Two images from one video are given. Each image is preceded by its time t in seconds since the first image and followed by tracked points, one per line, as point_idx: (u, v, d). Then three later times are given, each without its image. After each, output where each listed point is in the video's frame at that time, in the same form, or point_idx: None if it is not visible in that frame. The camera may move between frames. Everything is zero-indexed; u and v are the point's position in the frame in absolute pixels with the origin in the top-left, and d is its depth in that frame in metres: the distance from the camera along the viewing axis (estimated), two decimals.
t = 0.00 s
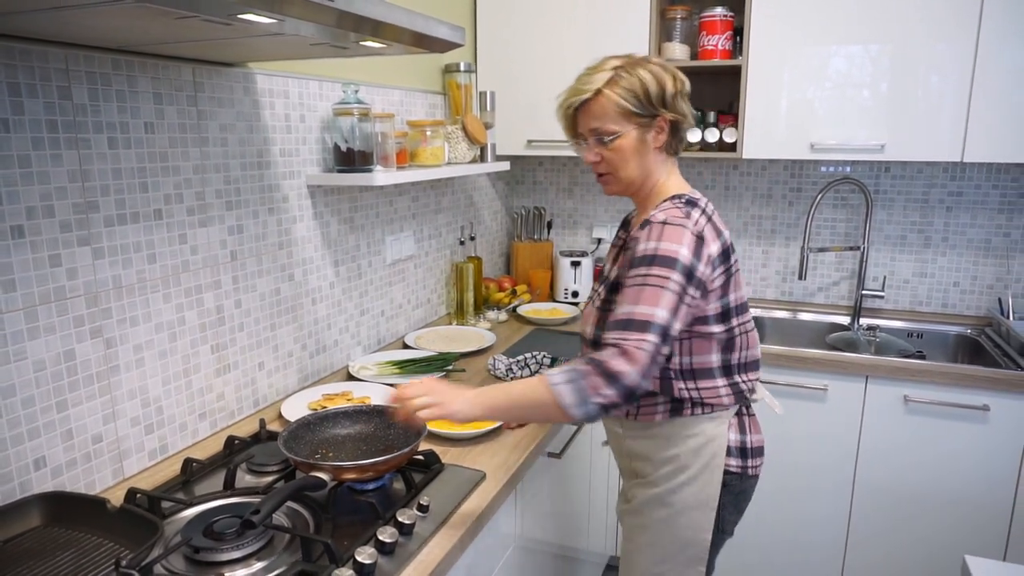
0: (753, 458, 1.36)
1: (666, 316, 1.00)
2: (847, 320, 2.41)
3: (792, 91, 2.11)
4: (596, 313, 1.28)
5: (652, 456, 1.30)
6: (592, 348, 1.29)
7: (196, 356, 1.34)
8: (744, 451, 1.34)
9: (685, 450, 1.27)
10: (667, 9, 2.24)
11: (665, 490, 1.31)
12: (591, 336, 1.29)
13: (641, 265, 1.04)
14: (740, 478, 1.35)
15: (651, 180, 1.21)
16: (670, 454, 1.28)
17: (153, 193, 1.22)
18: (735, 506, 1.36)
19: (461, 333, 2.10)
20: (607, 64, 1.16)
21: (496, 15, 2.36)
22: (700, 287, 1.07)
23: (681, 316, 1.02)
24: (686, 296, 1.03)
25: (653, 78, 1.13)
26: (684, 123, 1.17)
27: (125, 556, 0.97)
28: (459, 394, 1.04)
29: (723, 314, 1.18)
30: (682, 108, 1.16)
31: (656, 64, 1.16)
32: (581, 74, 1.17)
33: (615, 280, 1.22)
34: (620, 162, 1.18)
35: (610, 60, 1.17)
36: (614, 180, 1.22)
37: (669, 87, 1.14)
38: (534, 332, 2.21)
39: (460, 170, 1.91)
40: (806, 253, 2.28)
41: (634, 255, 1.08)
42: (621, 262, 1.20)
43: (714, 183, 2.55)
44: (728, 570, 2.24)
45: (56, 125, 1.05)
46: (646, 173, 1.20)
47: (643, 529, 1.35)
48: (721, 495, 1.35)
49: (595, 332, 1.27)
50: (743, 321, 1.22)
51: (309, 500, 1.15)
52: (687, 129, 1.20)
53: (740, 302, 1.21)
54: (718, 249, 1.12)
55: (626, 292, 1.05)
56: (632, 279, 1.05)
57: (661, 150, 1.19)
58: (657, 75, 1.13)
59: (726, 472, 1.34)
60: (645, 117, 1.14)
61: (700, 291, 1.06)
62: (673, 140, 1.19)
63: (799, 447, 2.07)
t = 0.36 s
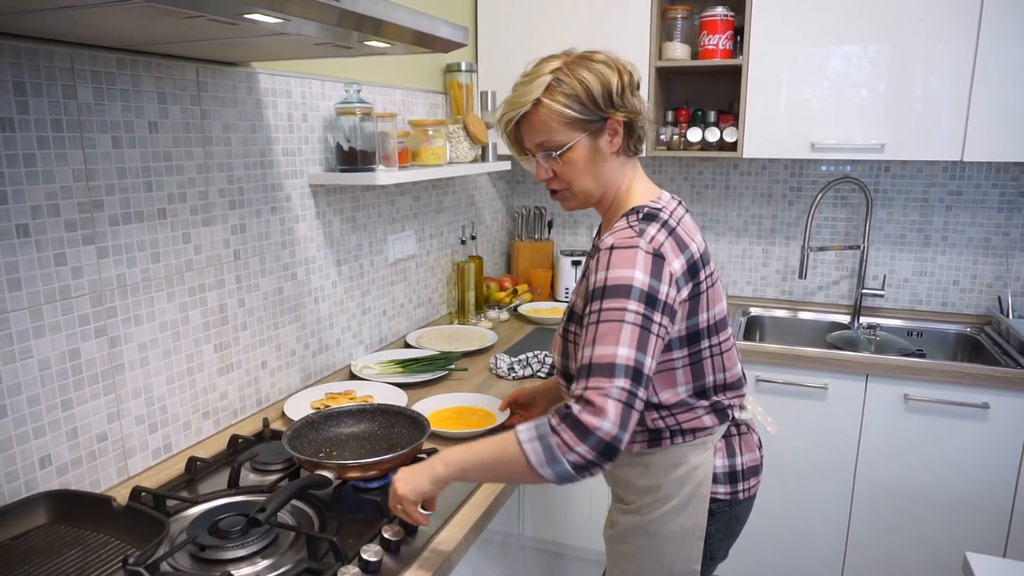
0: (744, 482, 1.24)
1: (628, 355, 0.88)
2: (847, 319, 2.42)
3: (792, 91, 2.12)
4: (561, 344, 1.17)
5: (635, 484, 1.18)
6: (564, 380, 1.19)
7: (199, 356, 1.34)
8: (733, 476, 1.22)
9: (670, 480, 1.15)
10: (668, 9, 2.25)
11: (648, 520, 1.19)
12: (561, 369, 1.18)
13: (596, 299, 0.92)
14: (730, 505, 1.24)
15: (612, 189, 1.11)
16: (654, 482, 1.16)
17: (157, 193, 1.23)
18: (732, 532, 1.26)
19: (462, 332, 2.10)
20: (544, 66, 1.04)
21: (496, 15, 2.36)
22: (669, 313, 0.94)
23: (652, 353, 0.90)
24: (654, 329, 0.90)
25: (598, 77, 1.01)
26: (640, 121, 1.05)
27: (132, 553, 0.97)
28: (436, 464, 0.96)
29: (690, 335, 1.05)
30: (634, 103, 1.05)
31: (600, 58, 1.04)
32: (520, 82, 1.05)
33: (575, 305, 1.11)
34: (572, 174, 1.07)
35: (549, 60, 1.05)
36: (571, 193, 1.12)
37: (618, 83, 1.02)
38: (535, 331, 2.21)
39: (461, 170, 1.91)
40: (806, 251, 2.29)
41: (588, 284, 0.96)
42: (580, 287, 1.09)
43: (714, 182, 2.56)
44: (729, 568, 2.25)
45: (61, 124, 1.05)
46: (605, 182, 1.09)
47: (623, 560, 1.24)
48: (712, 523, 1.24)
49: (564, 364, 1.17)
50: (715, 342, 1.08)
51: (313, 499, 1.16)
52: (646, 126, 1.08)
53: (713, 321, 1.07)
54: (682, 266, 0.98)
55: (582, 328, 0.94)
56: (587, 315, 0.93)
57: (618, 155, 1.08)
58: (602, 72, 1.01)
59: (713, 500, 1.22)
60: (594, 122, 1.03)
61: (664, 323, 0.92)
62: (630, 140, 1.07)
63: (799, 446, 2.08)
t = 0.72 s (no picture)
0: (739, 488, 1.24)
1: (640, 369, 0.90)
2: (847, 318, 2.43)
3: (793, 91, 2.13)
4: (556, 347, 1.16)
5: (630, 494, 1.19)
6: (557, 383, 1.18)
7: (204, 356, 1.35)
8: (729, 484, 1.22)
9: (666, 488, 1.15)
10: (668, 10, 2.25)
11: (644, 530, 1.19)
12: (554, 373, 1.17)
13: (605, 311, 0.93)
14: (726, 513, 1.24)
15: (608, 193, 1.11)
16: (647, 492, 1.17)
17: (162, 193, 1.23)
18: (729, 536, 1.27)
19: (463, 332, 2.11)
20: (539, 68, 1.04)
21: (497, 16, 2.37)
22: (677, 321, 0.95)
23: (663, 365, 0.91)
24: (663, 338, 0.92)
25: (590, 83, 1.00)
26: (636, 126, 1.04)
27: (140, 551, 0.98)
28: (460, 484, 1.00)
29: (696, 341, 1.06)
30: (630, 108, 1.03)
31: (597, 60, 1.02)
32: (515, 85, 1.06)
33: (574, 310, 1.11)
34: (566, 178, 1.08)
35: (546, 60, 1.05)
36: (567, 196, 1.13)
37: (611, 89, 1.00)
38: (536, 332, 2.22)
39: (463, 170, 1.92)
40: (806, 251, 2.30)
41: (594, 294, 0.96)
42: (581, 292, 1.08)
43: (714, 182, 2.57)
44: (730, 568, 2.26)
45: (68, 125, 1.06)
46: (601, 186, 1.10)
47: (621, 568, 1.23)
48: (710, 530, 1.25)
49: (558, 368, 1.16)
50: (717, 346, 1.09)
51: (319, 499, 1.16)
52: (646, 129, 1.07)
53: (715, 325, 1.08)
54: (687, 269, 0.98)
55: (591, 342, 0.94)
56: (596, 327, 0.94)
57: (613, 160, 1.08)
58: (595, 78, 1.00)
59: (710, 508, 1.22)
60: (586, 128, 1.03)
61: (671, 334, 0.93)
62: (627, 144, 1.07)
63: (801, 445, 2.08)
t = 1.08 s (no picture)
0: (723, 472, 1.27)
1: (693, 365, 0.94)
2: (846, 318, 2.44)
3: (792, 93, 2.14)
4: (561, 342, 1.15)
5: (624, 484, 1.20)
6: (557, 376, 1.18)
7: (207, 356, 1.36)
8: (715, 467, 1.25)
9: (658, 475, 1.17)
10: (668, 12, 2.26)
11: (634, 520, 1.20)
12: (557, 366, 1.16)
13: (649, 310, 0.95)
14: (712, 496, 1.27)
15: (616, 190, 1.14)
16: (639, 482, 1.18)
17: (166, 194, 1.24)
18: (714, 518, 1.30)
19: (464, 332, 2.11)
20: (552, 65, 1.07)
21: (497, 17, 2.38)
22: (709, 317, 0.99)
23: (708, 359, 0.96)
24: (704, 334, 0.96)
25: (599, 84, 1.03)
26: (647, 126, 1.06)
27: (145, 550, 0.98)
28: (529, 451, 1.01)
29: (709, 334, 1.10)
30: (640, 108, 1.05)
31: (608, 60, 1.04)
32: (528, 81, 1.09)
33: (581, 305, 1.10)
34: (574, 175, 1.11)
35: (558, 57, 1.07)
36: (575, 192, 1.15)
37: (621, 89, 1.03)
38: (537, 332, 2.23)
39: (464, 171, 1.92)
40: (805, 252, 2.31)
41: (626, 295, 0.98)
42: (593, 288, 1.08)
43: (714, 183, 2.58)
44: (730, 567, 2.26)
45: (73, 127, 1.06)
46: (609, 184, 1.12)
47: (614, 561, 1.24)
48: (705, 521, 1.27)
49: (562, 361, 1.15)
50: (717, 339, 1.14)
51: (322, 498, 1.17)
52: (655, 130, 1.09)
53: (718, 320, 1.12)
54: (707, 265, 1.03)
55: (635, 342, 0.97)
56: (637, 327, 0.96)
57: (622, 158, 1.10)
58: (604, 79, 1.02)
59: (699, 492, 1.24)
60: (596, 127, 1.06)
61: (709, 328, 0.97)
62: (637, 143, 1.09)
63: (800, 444, 2.09)
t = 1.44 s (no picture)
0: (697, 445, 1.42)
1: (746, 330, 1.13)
2: (845, 318, 2.45)
3: (791, 94, 2.14)
4: (590, 332, 1.20)
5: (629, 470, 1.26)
6: (579, 367, 1.23)
7: (209, 356, 1.36)
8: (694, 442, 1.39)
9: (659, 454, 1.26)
10: (667, 13, 2.27)
11: (647, 504, 1.28)
12: (584, 356, 1.21)
13: (708, 290, 1.10)
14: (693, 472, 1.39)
15: (617, 191, 1.19)
16: (658, 466, 1.26)
17: (169, 195, 1.24)
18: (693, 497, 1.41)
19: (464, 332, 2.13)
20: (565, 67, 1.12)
21: (498, 19, 2.39)
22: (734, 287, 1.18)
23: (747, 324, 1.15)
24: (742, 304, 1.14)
25: (611, 88, 1.09)
26: (652, 134, 1.14)
27: (150, 547, 0.99)
28: (612, 419, 1.16)
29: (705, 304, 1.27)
30: (647, 115, 1.12)
31: (621, 66, 1.11)
32: (540, 80, 1.14)
33: (618, 297, 1.18)
34: (582, 174, 1.16)
35: (571, 59, 1.13)
36: (578, 192, 1.19)
37: (632, 95, 1.10)
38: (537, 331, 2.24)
39: (465, 172, 1.94)
40: (804, 252, 2.32)
41: (682, 280, 1.12)
42: (631, 278, 1.17)
43: (713, 184, 2.59)
44: (729, 566, 2.27)
45: (77, 128, 1.07)
46: (614, 185, 1.18)
47: (623, 547, 1.29)
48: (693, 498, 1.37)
49: (591, 350, 1.20)
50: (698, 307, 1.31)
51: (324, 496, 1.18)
52: (657, 137, 1.16)
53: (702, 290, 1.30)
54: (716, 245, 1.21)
55: (700, 319, 1.12)
56: (700, 306, 1.11)
57: (625, 161, 1.17)
58: (616, 84, 1.09)
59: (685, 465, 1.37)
60: (605, 129, 1.12)
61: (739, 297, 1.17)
62: (640, 148, 1.15)
63: (799, 444, 2.10)
